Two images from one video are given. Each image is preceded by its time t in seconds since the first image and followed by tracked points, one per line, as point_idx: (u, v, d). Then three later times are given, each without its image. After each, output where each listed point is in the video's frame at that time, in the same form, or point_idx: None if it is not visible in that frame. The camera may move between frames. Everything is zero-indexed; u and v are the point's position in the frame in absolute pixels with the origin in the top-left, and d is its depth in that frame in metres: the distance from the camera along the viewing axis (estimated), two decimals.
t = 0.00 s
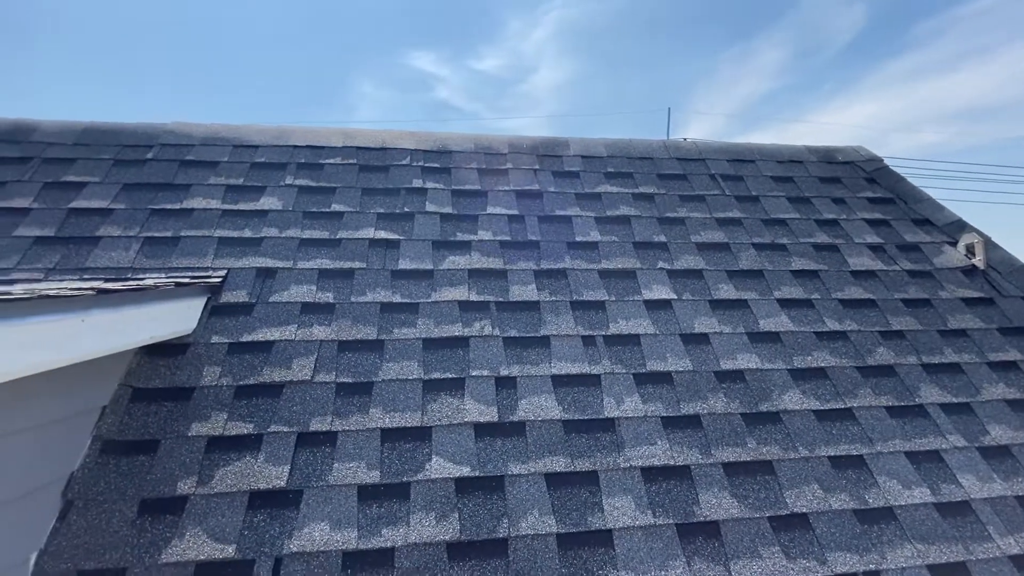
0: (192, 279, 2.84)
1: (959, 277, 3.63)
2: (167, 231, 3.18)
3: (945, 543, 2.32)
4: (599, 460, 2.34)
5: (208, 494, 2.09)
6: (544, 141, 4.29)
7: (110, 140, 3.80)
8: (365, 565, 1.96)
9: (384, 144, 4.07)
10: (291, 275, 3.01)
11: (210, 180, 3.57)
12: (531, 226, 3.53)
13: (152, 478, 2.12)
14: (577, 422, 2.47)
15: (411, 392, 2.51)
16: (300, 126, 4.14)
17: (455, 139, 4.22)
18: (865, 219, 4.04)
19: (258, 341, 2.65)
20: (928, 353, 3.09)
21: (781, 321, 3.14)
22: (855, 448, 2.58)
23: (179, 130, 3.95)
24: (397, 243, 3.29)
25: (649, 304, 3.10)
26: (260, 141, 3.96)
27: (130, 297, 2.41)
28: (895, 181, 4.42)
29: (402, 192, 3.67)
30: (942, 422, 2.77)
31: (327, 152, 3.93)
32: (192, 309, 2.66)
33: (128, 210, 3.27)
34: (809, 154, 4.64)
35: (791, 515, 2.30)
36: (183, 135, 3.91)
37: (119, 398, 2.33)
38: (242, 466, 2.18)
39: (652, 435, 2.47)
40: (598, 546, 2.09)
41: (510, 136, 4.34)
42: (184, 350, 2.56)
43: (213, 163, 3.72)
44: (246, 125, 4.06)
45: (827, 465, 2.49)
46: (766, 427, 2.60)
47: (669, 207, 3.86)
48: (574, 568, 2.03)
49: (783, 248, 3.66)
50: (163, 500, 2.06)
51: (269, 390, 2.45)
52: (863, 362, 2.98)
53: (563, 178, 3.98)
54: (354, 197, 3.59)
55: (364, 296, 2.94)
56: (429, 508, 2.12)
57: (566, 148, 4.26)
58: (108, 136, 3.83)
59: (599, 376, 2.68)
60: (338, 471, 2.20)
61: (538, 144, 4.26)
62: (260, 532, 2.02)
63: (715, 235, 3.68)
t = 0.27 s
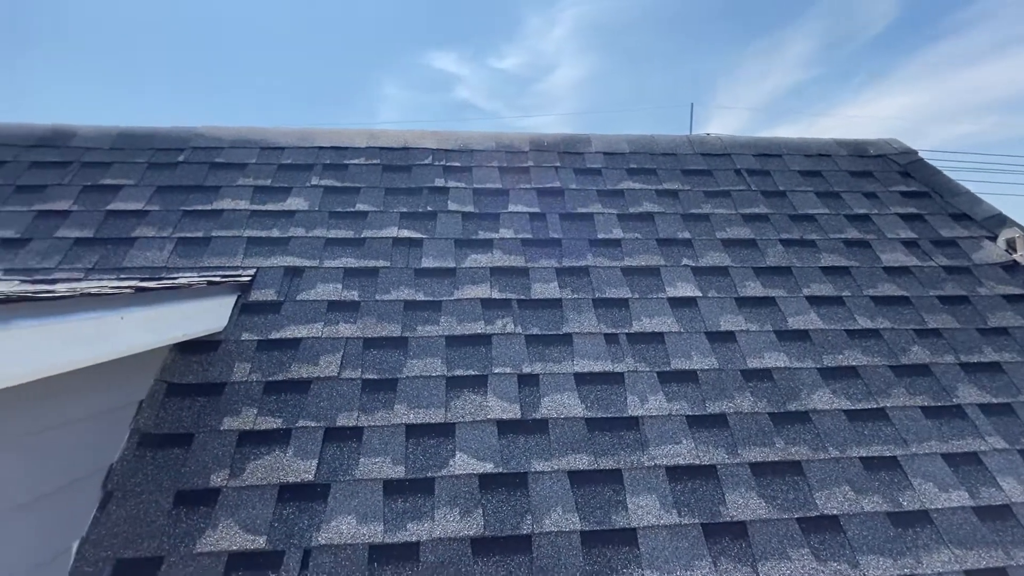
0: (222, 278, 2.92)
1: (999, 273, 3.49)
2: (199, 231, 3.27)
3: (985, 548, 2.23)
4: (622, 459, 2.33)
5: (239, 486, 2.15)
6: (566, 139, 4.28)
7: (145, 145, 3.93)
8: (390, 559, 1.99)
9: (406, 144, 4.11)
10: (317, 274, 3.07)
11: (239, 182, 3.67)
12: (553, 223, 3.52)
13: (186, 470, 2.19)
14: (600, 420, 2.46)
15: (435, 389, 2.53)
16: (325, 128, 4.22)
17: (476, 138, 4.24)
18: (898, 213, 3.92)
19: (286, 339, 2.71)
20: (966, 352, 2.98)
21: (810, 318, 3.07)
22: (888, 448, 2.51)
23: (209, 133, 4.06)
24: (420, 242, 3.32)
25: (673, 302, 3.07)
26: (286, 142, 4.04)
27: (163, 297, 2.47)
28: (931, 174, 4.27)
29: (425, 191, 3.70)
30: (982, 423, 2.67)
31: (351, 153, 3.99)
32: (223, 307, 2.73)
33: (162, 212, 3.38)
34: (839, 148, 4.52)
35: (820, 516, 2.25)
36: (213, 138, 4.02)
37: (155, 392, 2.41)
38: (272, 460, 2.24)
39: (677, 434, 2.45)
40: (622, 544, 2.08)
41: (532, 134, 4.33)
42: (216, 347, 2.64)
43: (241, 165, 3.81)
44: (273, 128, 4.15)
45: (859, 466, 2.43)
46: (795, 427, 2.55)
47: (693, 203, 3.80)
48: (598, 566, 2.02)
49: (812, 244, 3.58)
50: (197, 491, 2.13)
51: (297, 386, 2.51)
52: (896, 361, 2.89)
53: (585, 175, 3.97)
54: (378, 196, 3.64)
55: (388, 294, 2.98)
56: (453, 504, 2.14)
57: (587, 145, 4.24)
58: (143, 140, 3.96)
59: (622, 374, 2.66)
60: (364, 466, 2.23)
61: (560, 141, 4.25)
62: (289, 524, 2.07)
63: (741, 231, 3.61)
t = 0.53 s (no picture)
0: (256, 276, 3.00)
1: None
2: (233, 232, 3.37)
3: None
4: (650, 457, 2.31)
5: (274, 478, 2.21)
6: (590, 136, 4.25)
7: (181, 148, 4.07)
8: (420, 552, 2.02)
9: (431, 143, 4.15)
10: (346, 272, 3.13)
11: (270, 183, 3.77)
12: (578, 220, 3.51)
13: (223, 463, 2.27)
14: (628, 418, 2.45)
15: (462, 385, 2.56)
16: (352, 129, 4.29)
17: (501, 136, 4.25)
18: (938, 207, 3.77)
19: (317, 336, 2.78)
20: (1012, 351, 2.86)
21: (845, 316, 2.99)
22: (928, 450, 2.42)
23: (242, 137, 4.18)
24: (445, 240, 3.35)
25: (702, 299, 3.03)
26: (315, 144, 4.13)
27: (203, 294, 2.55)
28: (973, 166, 4.10)
29: (450, 190, 3.73)
30: None
31: (378, 153, 4.05)
32: (257, 305, 2.81)
33: (198, 213, 3.50)
34: (874, 140, 4.38)
35: (856, 518, 2.19)
36: (245, 141, 4.14)
37: (194, 387, 2.50)
38: (305, 454, 2.29)
39: (706, 432, 2.42)
40: (651, 542, 2.07)
41: (556, 132, 4.33)
42: (251, 344, 2.72)
43: (272, 167, 3.91)
44: (302, 130, 4.24)
45: (897, 467, 2.36)
46: (829, 426, 2.49)
47: (722, 199, 3.74)
48: (626, 563, 2.02)
49: (846, 240, 3.47)
50: (234, 483, 2.20)
51: (328, 381, 2.57)
52: (936, 360, 2.79)
53: (610, 171, 3.94)
54: (404, 196, 3.69)
55: (415, 292, 3.02)
56: (481, 499, 2.16)
57: (612, 141, 4.21)
58: (179, 144, 4.10)
59: (650, 372, 2.64)
60: (394, 460, 2.27)
61: (584, 138, 4.23)
62: (322, 516, 2.12)
63: (771, 227, 3.53)
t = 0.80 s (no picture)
0: (290, 275, 3.09)
1: None
2: (268, 232, 3.47)
3: None
4: (681, 455, 2.29)
5: (310, 471, 2.27)
6: (617, 132, 4.22)
7: (218, 152, 4.20)
8: (451, 545, 2.05)
9: (458, 143, 4.19)
10: (377, 271, 3.19)
11: (303, 184, 3.86)
12: (605, 217, 3.49)
13: (262, 455, 2.34)
14: (658, 416, 2.43)
15: (491, 382, 2.58)
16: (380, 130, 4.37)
17: (527, 134, 4.26)
18: (985, 199, 3.61)
19: (349, 332, 2.84)
20: None
21: (884, 312, 2.89)
22: (975, 452, 2.33)
23: (275, 139, 4.29)
24: (473, 238, 3.38)
25: (733, 296, 2.97)
26: (345, 145, 4.21)
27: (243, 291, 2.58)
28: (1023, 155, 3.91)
29: (477, 189, 3.76)
30: None
31: (406, 153, 4.11)
32: (290, 304, 2.88)
33: (234, 214, 3.61)
34: (915, 130, 4.21)
35: (897, 521, 2.12)
36: (279, 143, 4.25)
37: (233, 382, 2.59)
38: (339, 447, 2.35)
39: (739, 431, 2.38)
40: (683, 541, 2.05)
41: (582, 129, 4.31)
42: (286, 340, 2.80)
43: (305, 168, 4.01)
44: (333, 132, 4.34)
45: (941, 469, 2.27)
46: (868, 426, 2.41)
47: (753, 193, 3.66)
48: (658, 561, 2.00)
49: (885, 234, 3.36)
50: (272, 475, 2.27)
51: (360, 377, 2.62)
52: (983, 358, 2.68)
53: (638, 167, 3.90)
54: (432, 195, 3.73)
55: (443, 289, 3.06)
56: (511, 495, 2.17)
57: (640, 137, 4.17)
58: (216, 148, 4.24)
59: (680, 370, 2.61)
60: (425, 455, 2.31)
61: (611, 134, 4.20)
62: (356, 508, 2.16)
63: (805, 222, 3.44)
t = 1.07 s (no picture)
0: (323, 274, 3.16)
1: None
2: (301, 232, 3.57)
3: None
4: (713, 454, 2.25)
5: (343, 464, 2.33)
6: (645, 128, 4.18)
7: (252, 155, 4.34)
8: (481, 540, 2.07)
9: (484, 141, 4.22)
10: (406, 269, 3.24)
11: (334, 185, 3.95)
12: (633, 214, 3.46)
13: (297, 448, 2.40)
14: (688, 414, 2.40)
15: (519, 379, 2.59)
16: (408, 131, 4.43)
17: (553, 131, 4.25)
18: None
19: (380, 330, 2.89)
20: None
21: (926, 309, 2.79)
22: None
23: (307, 142, 4.40)
24: (500, 236, 3.40)
25: (766, 293, 2.91)
26: (374, 146, 4.29)
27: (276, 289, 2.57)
28: None
29: (503, 187, 3.77)
30: None
31: (433, 153, 4.16)
32: (320, 302, 2.92)
33: (269, 215, 3.72)
34: (959, 120, 4.04)
35: (941, 525, 2.05)
36: (310, 145, 4.36)
37: (269, 377, 2.67)
38: (371, 442, 2.40)
39: (772, 430, 2.33)
40: (715, 541, 2.02)
41: (609, 125, 4.28)
42: (320, 337, 2.87)
43: (335, 169, 4.10)
44: (362, 133, 4.42)
45: (988, 472, 2.18)
46: (909, 427, 2.33)
47: (787, 188, 3.57)
48: (689, 561, 1.98)
49: (927, 228, 3.23)
50: (307, 467, 2.33)
51: (391, 374, 2.67)
52: None
53: (666, 163, 3.85)
54: (459, 194, 3.77)
55: (471, 287, 3.08)
56: (540, 491, 2.18)
57: (668, 132, 4.11)
58: (251, 151, 4.37)
59: (711, 368, 2.57)
60: (455, 450, 2.34)
61: (638, 130, 4.16)
62: (387, 501, 2.21)
63: (842, 216, 3.34)
